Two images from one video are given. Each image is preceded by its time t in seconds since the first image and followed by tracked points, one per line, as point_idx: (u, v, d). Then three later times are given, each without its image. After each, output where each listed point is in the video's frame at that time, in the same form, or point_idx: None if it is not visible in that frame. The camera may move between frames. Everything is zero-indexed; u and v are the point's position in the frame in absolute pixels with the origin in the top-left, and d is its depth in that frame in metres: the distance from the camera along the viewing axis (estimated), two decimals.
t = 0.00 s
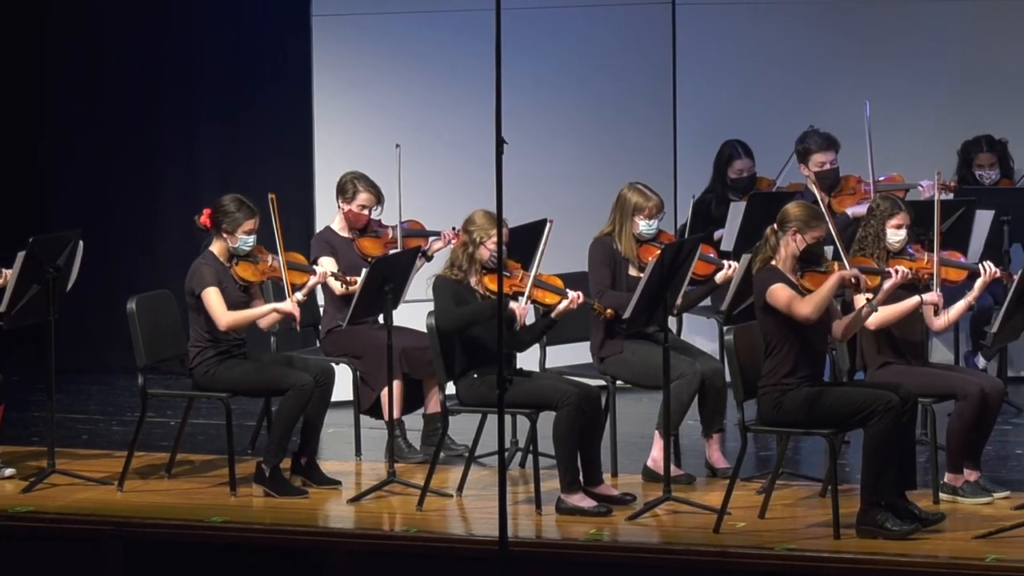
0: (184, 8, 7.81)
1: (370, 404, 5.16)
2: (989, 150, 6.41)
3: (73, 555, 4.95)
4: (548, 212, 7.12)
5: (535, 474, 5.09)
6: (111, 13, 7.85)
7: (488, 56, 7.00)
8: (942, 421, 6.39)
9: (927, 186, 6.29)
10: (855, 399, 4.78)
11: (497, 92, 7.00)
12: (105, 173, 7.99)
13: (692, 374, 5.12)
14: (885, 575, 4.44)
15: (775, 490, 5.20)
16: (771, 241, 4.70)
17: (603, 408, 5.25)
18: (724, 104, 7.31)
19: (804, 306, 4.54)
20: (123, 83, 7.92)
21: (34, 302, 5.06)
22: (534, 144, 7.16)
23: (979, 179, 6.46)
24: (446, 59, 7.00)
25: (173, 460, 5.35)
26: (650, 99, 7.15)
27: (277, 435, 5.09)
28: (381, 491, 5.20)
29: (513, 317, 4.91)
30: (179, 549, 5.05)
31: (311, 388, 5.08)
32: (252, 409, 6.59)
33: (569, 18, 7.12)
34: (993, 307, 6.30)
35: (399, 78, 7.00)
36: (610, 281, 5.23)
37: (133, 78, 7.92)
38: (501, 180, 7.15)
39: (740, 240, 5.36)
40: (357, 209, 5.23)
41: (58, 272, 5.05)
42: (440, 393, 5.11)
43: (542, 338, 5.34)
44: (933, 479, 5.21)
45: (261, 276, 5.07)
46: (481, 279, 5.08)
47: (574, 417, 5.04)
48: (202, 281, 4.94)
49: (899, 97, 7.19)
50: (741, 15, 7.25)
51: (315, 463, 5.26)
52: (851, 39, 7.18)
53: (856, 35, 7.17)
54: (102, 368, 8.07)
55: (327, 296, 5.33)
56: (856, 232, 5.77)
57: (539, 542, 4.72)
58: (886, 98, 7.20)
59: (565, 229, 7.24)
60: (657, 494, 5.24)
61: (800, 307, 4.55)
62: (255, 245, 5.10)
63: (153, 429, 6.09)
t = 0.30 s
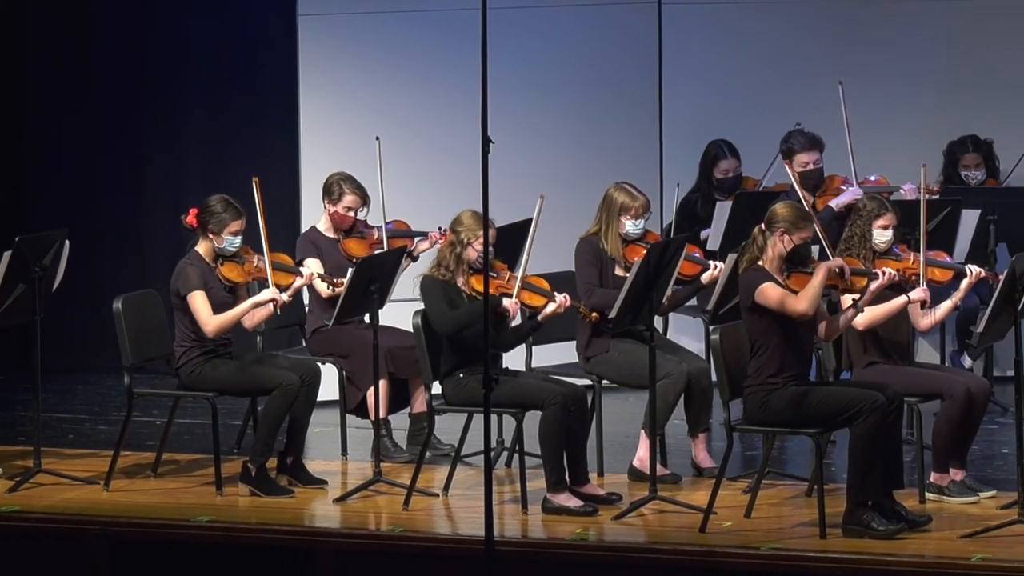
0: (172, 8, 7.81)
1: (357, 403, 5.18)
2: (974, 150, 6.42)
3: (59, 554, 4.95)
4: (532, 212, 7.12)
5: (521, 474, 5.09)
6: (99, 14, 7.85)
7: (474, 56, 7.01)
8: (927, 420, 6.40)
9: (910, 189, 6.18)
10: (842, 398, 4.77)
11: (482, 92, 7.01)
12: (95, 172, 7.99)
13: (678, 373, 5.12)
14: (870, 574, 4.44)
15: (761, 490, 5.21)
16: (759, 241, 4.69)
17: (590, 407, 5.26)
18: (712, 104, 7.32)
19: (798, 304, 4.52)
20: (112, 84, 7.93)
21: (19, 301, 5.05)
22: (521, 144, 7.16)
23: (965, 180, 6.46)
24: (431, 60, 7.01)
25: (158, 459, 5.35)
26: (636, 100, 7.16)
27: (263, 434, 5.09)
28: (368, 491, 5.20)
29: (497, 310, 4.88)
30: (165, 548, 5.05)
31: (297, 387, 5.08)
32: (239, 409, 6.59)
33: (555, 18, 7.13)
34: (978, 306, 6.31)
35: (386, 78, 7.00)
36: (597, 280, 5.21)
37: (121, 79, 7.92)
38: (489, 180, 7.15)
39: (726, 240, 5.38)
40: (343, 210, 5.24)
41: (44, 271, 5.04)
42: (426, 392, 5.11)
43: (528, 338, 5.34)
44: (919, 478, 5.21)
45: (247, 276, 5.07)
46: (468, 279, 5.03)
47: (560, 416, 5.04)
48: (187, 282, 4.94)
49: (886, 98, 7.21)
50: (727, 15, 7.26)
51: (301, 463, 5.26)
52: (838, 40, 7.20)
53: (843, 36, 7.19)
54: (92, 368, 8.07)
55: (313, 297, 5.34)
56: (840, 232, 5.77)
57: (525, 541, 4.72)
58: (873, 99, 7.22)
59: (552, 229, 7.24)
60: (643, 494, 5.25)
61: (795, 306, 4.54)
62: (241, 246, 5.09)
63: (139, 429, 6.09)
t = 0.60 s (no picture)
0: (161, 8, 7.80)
1: (342, 403, 5.17)
2: (961, 151, 6.43)
3: (44, 554, 4.95)
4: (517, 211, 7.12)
5: (507, 473, 5.10)
6: (87, 13, 7.85)
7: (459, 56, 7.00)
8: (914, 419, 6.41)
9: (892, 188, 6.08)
10: (829, 398, 4.78)
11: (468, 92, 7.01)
12: (85, 172, 7.99)
13: (663, 373, 5.12)
14: (856, 574, 4.44)
15: (747, 489, 5.21)
16: (742, 239, 4.70)
17: (575, 407, 5.25)
18: (700, 104, 7.32)
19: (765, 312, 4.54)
20: (100, 84, 7.94)
21: (5, 301, 5.05)
22: (507, 144, 7.16)
23: (952, 179, 6.47)
24: (417, 59, 7.01)
25: (144, 458, 5.35)
26: (623, 100, 7.15)
27: (249, 434, 5.09)
28: (354, 490, 5.21)
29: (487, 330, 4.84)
30: (151, 548, 5.05)
31: (283, 387, 5.09)
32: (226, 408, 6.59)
33: (541, 18, 7.13)
34: (964, 305, 6.32)
35: (372, 77, 7.00)
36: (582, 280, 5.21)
37: (110, 79, 7.93)
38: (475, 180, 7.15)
39: (712, 240, 5.37)
40: (327, 209, 5.23)
41: (30, 271, 5.04)
42: (411, 391, 5.11)
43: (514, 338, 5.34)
44: (904, 478, 5.22)
45: (233, 275, 5.06)
46: (454, 279, 5.04)
47: (546, 415, 5.04)
48: (171, 281, 4.94)
49: (875, 98, 7.21)
50: (715, 15, 7.26)
51: (287, 462, 5.26)
52: (825, 40, 7.21)
53: (830, 36, 7.20)
54: (82, 368, 8.08)
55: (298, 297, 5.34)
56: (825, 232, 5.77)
57: (511, 541, 4.73)
58: (861, 98, 7.22)
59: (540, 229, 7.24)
60: (629, 493, 5.25)
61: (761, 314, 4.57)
62: (226, 244, 5.10)
63: (125, 428, 6.09)
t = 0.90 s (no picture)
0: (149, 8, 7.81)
1: (328, 402, 5.18)
2: (952, 150, 6.42)
3: (30, 553, 4.95)
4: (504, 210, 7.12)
5: (492, 473, 5.10)
6: (76, 13, 7.86)
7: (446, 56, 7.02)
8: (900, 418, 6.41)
9: (877, 182, 6.20)
10: (813, 397, 4.77)
11: (455, 92, 7.02)
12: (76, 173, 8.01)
13: (648, 373, 5.11)
14: (842, 573, 4.44)
15: (733, 488, 5.21)
16: (721, 240, 4.77)
17: (562, 406, 5.26)
18: (687, 104, 7.32)
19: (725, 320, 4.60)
20: (90, 84, 7.95)
21: None
22: (493, 144, 7.16)
23: (941, 178, 6.48)
24: (404, 59, 7.02)
25: (130, 457, 5.35)
26: (609, 100, 7.16)
27: (234, 433, 5.10)
28: (340, 489, 5.21)
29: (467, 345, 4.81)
30: (137, 547, 5.05)
31: (269, 386, 5.09)
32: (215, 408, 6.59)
33: (526, 17, 7.14)
34: (950, 305, 6.32)
35: (358, 77, 7.01)
36: (564, 282, 5.20)
37: (99, 79, 7.93)
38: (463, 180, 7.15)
39: (697, 238, 5.36)
40: (312, 206, 5.25)
41: (15, 270, 5.03)
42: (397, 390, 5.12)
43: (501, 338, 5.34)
44: (891, 477, 5.21)
45: (217, 274, 5.07)
46: (438, 278, 5.04)
47: (532, 415, 5.04)
48: (156, 281, 4.95)
49: (863, 98, 7.21)
50: (701, 15, 7.26)
51: (273, 462, 5.26)
52: (813, 41, 7.20)
53: (818, 37, 7.19)
54: (73, 368, 8.08)
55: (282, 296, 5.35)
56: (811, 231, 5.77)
57: (496, 540, 4.73)
58: (850, 98, 7.22)
59: (526, 228, 7.25)
60: (615, 492, 5.25)
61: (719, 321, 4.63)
62: (212, 243, 5.09)
63: (111, 428, 6.09)
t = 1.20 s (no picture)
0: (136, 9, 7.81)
1: (314, 401, 5.18)
2: (941, 149, 6.43)
3: (14, 553, 4.95)
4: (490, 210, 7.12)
5: (478, 472, 5.10)
6: (62, 13, 7.85)
7: (428, 55, 7.04)
8: (885, 418, 6.41)
9: (865, 182, 6.43)
10: (797, 398, 4.78)
11: (440, 92, 7.02)
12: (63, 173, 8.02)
13: (634, 373, 5.13)
14: (828, 573, 4.44)
15: (718, 488, 5.20)
16: (703, 240, 4.81)
17: (546, 406, 5.25)
18: (673, 104, 7.33)
19: (701, 327, 4.63)
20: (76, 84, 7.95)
21: None
22: (478, 144, 7.16)
23: (931, 178, 6.51)
24: (389, 59, 7.02)
25: (115, 457, 5.35)
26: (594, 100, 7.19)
27: (220, 433, 5.10)
28: (325, 489, 5.20)
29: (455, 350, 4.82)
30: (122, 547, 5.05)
31: (254, 386, 5.09)
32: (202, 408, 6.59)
33: (511, 17, 7.15)
34: (935, 305, 6.32)
35: (344, 77, 7.01)
36: (548, 284, 5.18)
37: (86, 79, 7.93)
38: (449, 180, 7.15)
39: (682, 238, 5.38)
40: (298, 205, 5.25)
41: None
42: (383, 391, 5.11)
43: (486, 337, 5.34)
44: (876, 476, 5.21)
45: (202, 272, 5.08)
46: (424, 278, 5.04)
47: (517, 415, 5.04)
48: (141, 278, 4.95)
49: (851, 99, 7.22)
50: (686, 16, 7.27)
51: (258, 462, 5.26)
52: (800, 41, 7.21)
53: (805, 38, 7.20)
54: (62, 368, 8.09)
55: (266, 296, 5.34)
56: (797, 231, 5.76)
57: (482, 540, 4.73)
58: (838, 98, 7.22)
59: (513, 228, 7.25)
60: (600, 492, 5.24)
61: (694, 327, 4.66)
62: (196, 241, 5.09)
63: (96, 427, 6.10)
